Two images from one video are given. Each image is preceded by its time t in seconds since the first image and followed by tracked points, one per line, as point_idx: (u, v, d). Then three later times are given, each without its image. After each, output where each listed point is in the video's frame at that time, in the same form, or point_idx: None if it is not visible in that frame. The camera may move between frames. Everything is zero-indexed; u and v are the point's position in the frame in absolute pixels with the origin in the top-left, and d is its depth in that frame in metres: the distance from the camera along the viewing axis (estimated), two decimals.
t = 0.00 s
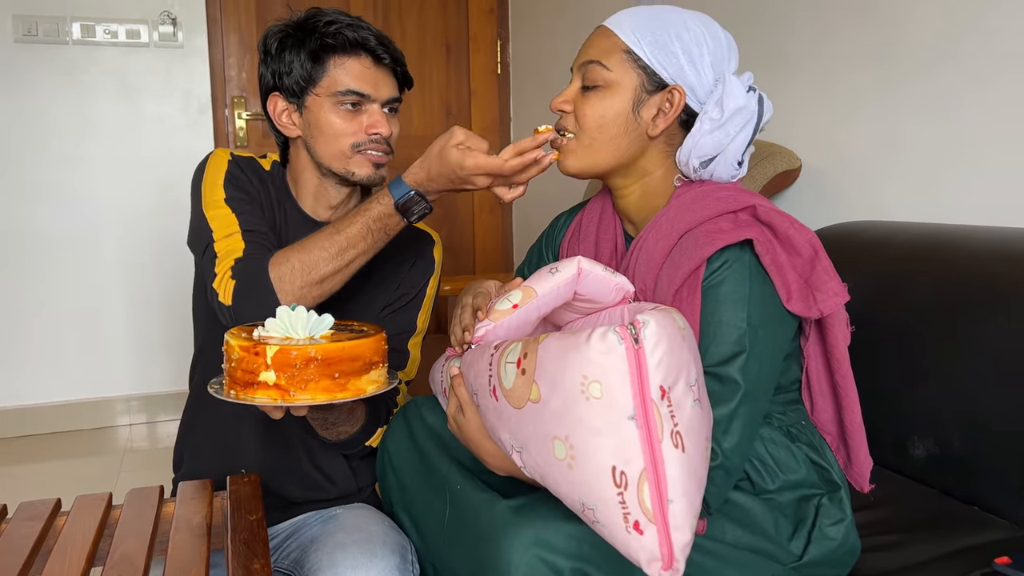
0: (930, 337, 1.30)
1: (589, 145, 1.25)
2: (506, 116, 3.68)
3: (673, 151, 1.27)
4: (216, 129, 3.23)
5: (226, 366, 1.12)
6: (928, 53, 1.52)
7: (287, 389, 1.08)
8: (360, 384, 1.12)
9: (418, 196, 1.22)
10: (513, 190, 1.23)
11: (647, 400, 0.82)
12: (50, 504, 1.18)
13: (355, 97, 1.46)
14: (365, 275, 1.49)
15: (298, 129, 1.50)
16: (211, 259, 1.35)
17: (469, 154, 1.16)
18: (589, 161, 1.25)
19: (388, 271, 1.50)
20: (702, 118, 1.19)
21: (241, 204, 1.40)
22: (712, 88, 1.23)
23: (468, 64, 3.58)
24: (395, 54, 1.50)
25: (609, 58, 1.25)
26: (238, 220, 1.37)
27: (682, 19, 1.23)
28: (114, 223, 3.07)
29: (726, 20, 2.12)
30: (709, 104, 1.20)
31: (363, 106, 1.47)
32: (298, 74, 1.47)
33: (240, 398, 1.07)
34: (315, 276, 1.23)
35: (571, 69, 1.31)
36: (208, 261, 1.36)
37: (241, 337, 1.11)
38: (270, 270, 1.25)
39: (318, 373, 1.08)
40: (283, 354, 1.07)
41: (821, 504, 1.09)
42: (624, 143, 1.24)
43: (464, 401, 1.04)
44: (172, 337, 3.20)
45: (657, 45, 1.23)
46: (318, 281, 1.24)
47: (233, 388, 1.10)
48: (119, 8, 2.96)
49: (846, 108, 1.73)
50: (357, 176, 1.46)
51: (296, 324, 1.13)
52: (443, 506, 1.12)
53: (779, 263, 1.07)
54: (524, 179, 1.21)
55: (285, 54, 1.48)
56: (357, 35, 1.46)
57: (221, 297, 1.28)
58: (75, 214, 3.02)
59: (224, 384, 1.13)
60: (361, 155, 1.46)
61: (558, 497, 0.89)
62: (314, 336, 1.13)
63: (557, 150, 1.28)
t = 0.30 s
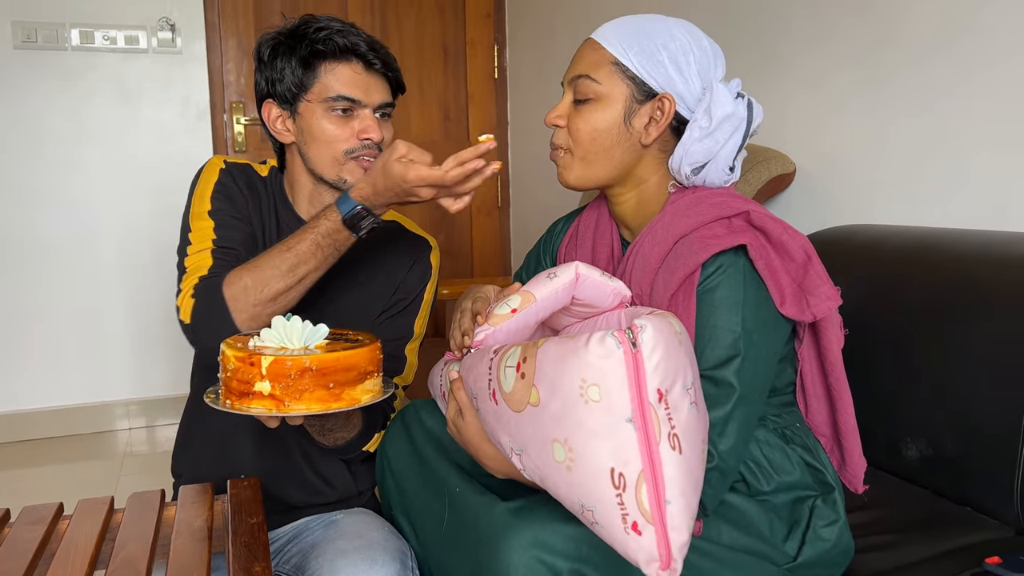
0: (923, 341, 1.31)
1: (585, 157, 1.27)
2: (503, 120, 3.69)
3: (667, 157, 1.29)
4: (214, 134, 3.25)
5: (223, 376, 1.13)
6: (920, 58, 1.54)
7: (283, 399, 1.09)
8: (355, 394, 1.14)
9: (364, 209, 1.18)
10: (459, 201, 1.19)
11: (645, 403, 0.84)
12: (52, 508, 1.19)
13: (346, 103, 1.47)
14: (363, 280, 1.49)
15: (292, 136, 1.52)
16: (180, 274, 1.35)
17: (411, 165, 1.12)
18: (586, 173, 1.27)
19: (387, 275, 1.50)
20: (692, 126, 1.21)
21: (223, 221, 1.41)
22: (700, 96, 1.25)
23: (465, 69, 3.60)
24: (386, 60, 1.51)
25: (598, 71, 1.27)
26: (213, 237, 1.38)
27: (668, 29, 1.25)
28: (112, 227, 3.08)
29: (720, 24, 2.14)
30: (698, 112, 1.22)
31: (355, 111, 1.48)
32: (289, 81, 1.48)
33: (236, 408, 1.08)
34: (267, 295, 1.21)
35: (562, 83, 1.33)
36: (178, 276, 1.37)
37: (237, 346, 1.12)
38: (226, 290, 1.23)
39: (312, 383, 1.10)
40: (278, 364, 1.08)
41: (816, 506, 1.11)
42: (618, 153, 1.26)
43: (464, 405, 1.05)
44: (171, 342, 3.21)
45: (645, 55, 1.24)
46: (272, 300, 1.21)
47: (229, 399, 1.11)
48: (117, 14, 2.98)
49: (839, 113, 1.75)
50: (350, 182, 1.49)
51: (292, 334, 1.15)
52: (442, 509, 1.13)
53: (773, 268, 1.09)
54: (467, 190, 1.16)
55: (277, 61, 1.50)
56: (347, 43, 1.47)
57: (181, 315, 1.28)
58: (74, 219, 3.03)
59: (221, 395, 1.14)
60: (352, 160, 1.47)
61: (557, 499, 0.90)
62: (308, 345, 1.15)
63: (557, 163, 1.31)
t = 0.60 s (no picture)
0: (921, 339, 1.32)
1: (586, 164, 1.29)
2: (503, 121, 3.71)
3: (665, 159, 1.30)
4: (216, 136, 3.26)
5: (217, 386, 1.14)
6: (917, 59, 1.56)
7: (275, 410, 1.10)
8: (349, 405, 1.15)
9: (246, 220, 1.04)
10: (342, 217, 1.05)
11: (643, 399, 0.85)
12: (57, 506, 1.20)
13: (313, 117, 1.32)
14: (360, 284, 1.46)
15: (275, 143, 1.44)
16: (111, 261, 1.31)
17: (282, 174, 0.97)
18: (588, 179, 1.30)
19: (384, 280, 1.47)
20: (683, 129, 1.21)
21: (181, 222, 1.39)
22: (691, 98, 1.25)
23: (465, 71, 3.61)
24: (365, 64, 1.34)
25: (588, 80, 1.27)
26: (158, 235, 1.35)
27: (654, 33, 1.25)
28: (114, 229, 3.09)
29: (718, 26, 2.15)
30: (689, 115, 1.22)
31: (324, 125, 1.33)
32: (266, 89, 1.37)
33: (229, 418, 1.08)
34: (147, 295, 1.11)
35: (557, 92, 1.34)
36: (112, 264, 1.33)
37: (232, 357, 1.13)
38: (121, 281, 1.15)
39: (305, 394, 1.11)
40: (271, 375, 1.09)
41: (814, 502, 1.12)
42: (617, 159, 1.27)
43: (465, 402, 1.07)
44: (172, 343, 3.22)
45: (633, 60, 1.25)
46: (153, 301, 1.12)
47: (223, 409, 1.12)
48: (119, 17, 2.99)
49: (837, 113, 1.76)
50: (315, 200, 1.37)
51: (286, 344, 1.17)
52: (444, 506, 1.15)
53: (771, 266, 1.10)
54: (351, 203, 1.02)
55: (256, 67, 1.39)
56: (318, 48, 1.31)
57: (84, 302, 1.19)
58: (75, 221, 3.05)
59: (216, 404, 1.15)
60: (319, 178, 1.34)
61: (556, 494, 0.91)
62: (302, 356, 1.16)
63: (558, 171, 1.34)
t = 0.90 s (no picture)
0: (924, 338, 1.32)
1: (588, 168, 1.29)
2: (505, 122, 3.71)
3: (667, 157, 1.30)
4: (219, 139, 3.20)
5: (208, 394, 1.15)
6: (919, 58, 1.56)
7: (261, 419, 1.10)
8: (335, 414, 1.14)
9: (160, 276, 1.11)
10: (240, 281, 1.09)
11: (648, 396, 0.85)
12: (63, 504, 1.20)
13: (288, 127, 1.32)
14: (357, 290, 1.45)
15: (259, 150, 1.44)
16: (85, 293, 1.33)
17: (182, 234, 1.05)
18: (591, 182, 1.30)
19: (379, 287, 1.46)
20: (682, 128, 1.22)
21: (153, 248, 1.37)
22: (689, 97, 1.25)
23: (467, 71, 3.61)
24: (341, 74, 1.32)
25: (585, 85, 1.27)
26: (127, 264, 1.34)
27: (647, 33, 1.25)
28: (117, 229, 3.10)
29: (720, 25, 2.15)
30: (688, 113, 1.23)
31: (299, 135, 1.32)
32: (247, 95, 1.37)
33: (216, 427, 1.09)
34: (88, 337, 1.17)
35: (553, 97, 1.33)
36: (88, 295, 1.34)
37: (222, 366, 1.14)
38: (69, 319, 1.21)
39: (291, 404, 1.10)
40: (258, 385, 1.09)
41: (818, 501, 1.12)
42: (619, 161, 1.28)
43: (470, 401, 1.07)
44: (175, 344, 3.22)
45: (630, 62, 1.25)
46: (94, 343, 1.18)
47: (213, 416, 1.13)
48: (122, 18, 3.00)
49: (839, 112, 1.76)
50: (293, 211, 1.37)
51: (274, 353, 1.17)
52: (448, 505, 1.15)
53: (774, 265, 1.10)
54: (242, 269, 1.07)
55: (237, 74, 1.39)
56: (291, 58, 1.30)
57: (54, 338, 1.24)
58: (79, 222, 3.05)
59: (207, 411, 1.16)
60: (291, 188, 1.35)
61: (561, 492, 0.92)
62: (290, 365, 1.17)
63: (561, 175, 1.33)
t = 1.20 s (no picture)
0: (930, 334, 1.32)
1: (593, 165, 1.29)
2: (508, 118, 3.70)
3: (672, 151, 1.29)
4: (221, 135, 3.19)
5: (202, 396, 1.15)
6: (924, 53, 1.55)
7: (252, 421, 1.09)
8: (326, 415, 1.12)
9: (140, 327, 1.14)
10: (215, 323, 1.09)
11: (654, 389, 0.84)
12: (66, 498, 1.20)
13: (255, 130, 1.25)
14: (349, 295, 1.39)
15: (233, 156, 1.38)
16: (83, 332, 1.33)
17: (153, 283, 1.06)
18: (596, 179, 1.30)
19: (370, 291, 1.40)
20: (683, 122, 1.22)
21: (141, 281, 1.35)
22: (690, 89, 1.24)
23: (470, 68, 3.60)
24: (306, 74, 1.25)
25: (586, 83, 1.27)
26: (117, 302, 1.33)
27: (644, 28, 1.24)
28: (120, 226, 3.10)
29: (723, 20, 2.14)
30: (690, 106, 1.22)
31: (268, 138, 1.25)
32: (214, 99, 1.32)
33: (208, 429, 1.09)
34: (95, 384, 1.20)
35: (554, 96, 1.33)
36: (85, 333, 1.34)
37: (213, 368, 1.13)
38: (71, 366, 1.22)
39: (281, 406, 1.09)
40: (247, 386, 1.08)
41: (823, 496, 1.11)
42: (623, 158, 1.27)
43: (474, 395, 1.07)
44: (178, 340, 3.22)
45: (629, 57, 1.24)
46: (101, 390, 1.21)
47: (206, 418, 1.12)
48: (125, 14, 3.00)
49: (843, 107, 1.75)
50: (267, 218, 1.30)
51: (265, 354, 1.15)
52: (452, 499, 1.15)
53: (780, 258, 1.09)
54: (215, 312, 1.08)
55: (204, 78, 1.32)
56: (254, 59, 1.24)
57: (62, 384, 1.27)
58: (82, 218, 3.05)
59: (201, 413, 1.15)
60: (261, 195, 1.28)
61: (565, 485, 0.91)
62: (281, 367, 1.15)
63: (569, 174, 1.34)
